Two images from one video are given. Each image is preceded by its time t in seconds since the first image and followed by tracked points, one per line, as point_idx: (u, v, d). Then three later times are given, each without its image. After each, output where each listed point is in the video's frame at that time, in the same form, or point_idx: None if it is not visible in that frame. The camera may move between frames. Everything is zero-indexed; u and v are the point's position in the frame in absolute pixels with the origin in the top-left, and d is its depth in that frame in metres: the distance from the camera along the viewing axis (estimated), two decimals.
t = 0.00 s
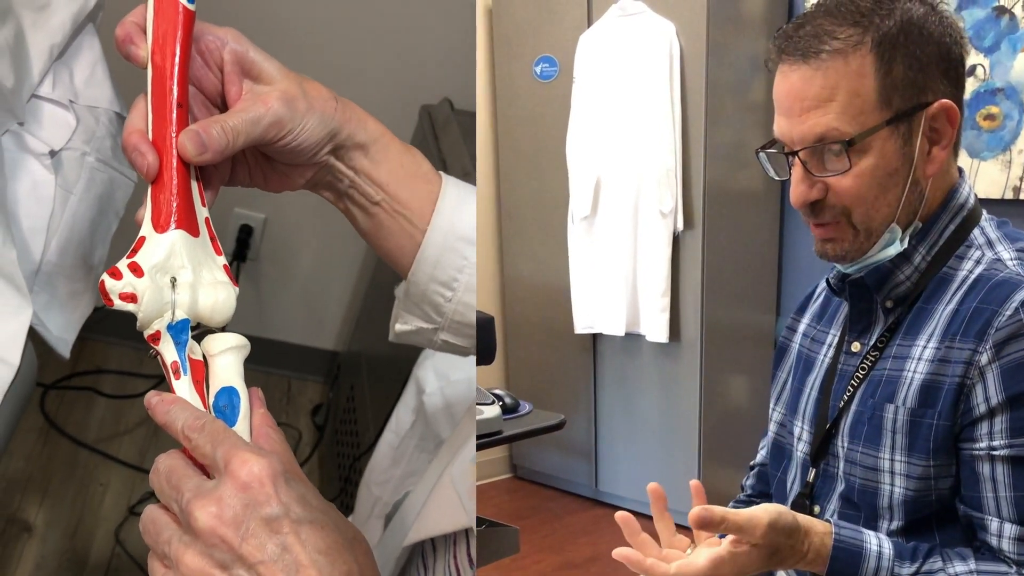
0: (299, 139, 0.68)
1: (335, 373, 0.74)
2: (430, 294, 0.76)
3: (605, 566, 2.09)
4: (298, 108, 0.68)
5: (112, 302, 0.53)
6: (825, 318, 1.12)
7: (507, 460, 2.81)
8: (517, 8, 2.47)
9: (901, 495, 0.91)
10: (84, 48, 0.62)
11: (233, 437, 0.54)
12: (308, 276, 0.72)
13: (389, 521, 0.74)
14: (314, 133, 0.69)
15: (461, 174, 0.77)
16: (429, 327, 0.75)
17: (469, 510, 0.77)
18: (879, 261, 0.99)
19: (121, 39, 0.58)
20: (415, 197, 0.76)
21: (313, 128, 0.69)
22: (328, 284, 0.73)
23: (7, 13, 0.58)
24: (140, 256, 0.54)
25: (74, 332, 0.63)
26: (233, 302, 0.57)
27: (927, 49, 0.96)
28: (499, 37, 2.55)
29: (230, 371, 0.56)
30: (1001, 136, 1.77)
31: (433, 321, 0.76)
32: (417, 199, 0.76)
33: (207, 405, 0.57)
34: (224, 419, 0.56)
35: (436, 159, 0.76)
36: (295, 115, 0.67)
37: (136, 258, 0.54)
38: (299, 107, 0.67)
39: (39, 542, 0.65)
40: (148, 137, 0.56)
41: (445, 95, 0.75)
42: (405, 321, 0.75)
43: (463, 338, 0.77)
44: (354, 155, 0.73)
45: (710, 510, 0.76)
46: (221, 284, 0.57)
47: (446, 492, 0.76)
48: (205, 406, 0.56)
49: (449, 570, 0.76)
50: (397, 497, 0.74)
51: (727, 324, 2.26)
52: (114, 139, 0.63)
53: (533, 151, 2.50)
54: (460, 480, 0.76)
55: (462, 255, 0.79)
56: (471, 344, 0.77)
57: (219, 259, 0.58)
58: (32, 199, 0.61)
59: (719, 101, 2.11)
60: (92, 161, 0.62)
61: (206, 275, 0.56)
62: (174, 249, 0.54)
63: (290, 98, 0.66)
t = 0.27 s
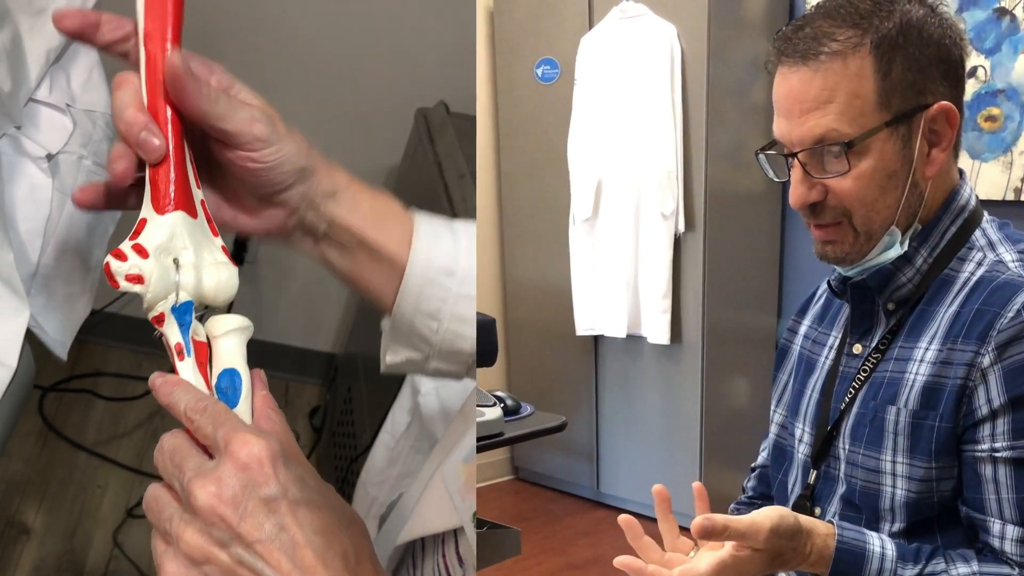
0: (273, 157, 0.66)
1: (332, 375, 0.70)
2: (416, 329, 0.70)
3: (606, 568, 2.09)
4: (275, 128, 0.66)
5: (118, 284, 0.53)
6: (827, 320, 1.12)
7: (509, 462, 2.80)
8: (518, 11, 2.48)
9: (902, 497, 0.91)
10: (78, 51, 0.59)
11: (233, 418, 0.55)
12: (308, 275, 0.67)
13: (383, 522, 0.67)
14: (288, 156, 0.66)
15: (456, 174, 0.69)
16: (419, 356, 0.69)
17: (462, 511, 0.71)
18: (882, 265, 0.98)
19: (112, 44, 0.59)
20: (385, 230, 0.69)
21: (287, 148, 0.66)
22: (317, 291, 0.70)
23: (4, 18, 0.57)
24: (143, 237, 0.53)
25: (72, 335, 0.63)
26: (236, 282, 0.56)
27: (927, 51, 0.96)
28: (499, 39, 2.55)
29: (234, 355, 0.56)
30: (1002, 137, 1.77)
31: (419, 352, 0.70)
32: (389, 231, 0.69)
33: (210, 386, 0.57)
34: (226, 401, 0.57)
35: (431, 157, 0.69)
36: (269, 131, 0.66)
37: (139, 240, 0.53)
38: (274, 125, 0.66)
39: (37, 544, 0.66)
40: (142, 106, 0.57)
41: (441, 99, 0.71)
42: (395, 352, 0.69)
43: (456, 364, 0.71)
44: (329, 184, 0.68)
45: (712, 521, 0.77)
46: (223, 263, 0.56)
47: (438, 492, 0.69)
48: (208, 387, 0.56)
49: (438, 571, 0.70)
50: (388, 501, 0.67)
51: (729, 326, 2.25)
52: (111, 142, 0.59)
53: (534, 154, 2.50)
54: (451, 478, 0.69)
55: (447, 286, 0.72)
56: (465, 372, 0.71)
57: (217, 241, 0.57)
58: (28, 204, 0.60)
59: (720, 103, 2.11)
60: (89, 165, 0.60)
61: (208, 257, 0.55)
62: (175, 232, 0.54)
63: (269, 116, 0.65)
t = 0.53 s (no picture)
0: (216, 178, 0.68)
1: (329, 378, 0.74)
2: (404, 376, 0.76)
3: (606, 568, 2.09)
4: (220, 146, 0.67)
5: (111, 289, 0.53)
6: (827, 321, 1.12)
7: (510, 463, 2.80)
8: (518, 12, 2.48)
9: (902, 499, 0.91)
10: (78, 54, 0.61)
11: (227, 414, 0.54)
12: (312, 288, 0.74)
13: (381, 525, 0.71)
14: (241, 190, 0.70)
15: (450, 179, 0.73)
16: (410, 401, 0.75)
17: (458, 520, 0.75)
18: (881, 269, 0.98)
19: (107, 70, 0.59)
20: (366, 291, 0.76)
21: (238, 179, 0.69)
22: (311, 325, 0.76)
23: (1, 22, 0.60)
24: (136, 245, 0.54)
25: (68, 339, 0.63)
26: (228, 286, 0.58)
27: (928, 52, 0.96)
28: (500, 41, 2.55)
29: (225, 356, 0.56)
30: (1002, 138, 1.77)
31: (411, 396, 0.75)
32: (368, 290, 0.76)
33: (203, 388, 0.57)
34: (220, 400, 0.57)
35: (425, 175, 0.73)
36: (217, 148, 0.66)
37: (131, 248, 0.54)
38: (219, 144, 0.66)
39: (34, 546, 0.67)
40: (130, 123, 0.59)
41: (436, 102, 0.74)
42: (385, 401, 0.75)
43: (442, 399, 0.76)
44: (295, 240, 0.74)
45: (693, 505, 0.76)
46: (214, 268, 0.57)
47: (436, 500, 0.73)
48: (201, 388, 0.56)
49: None
50: (386, 501, 0.72)
51: (729, 327, 2.26)
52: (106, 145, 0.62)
53: (535, 155, 2.50)
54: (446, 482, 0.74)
55: (425, 334, 0.78)
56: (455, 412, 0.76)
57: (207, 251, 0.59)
58: (24, 206, 0.61)
59: (721, 104, 2.11)
60: (84, 168, 0.62)
61: (199, 262, 0.57)
62: (167, 241, 0.56)
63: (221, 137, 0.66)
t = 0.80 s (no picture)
0: (206, 180, 0.64)
1: (326, 379, 0.75)
2: (397, 378, 0.78)
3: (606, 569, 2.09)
4: (210, 146, 0.63)
5: (101, 294, 0.52)
6: (827, 320, 1.12)
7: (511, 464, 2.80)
8: (517, 13, 2.48)
9: (901, 495, 0.91)
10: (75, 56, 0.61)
11: (218, 418, 0.54)
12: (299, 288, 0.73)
13: (376, 527, 0.74)
14: (231, 188, 0.66)
15: (448, 180, 0.76)
16: (403, 405, 0.78)
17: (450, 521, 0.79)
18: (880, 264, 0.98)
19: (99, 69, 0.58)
20: (359, 291, 0.76)
21: (228, 179, 0.65)
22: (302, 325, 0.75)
23: None
24: (126, 248, 0.54)
25: (63, 340, 0.63)
26: (219, 288, 0.57)
27: (937, 51, 0.96)
28: (500, 41, 2.55)
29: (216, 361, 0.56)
30: (1002, 138, 1.77)
31: (405, 400, 0.78)
32: (362, 291, 0.76)
33: (194, 390, 0.56)
34: (211, 404, 0.56)
35: (422, 175, 0.75)
36: (207, 148, 0.63)
37: (122, 251, 0.54)
38: (210, 144, 0.63)
39: (31, 549, 0.67)
40: (123, 125, 0.57)
41: (432, 104, 0.76)
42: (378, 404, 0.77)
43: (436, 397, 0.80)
44: (288, 242, 0.71)
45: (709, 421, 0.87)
46: (206, 270, 0.57)
47: (430, 502, 0.77)
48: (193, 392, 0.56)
49: None
50: (382, 502, 0.74)
51: (730, 327, 2.25)
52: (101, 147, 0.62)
53: (535, 156, 2.50)
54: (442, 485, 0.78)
55: (419, 336, 0.80)
56: (448, 416, 0.79)
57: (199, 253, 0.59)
58: (20, 208, 0.61)
59: (721, 105, 2.11)
60: (81, 169, 0.62)
61: (190, 265, 0.57)
62: (158, 242, 0.55)
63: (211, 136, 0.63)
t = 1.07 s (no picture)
0: (201, 177, 0.64)
1: (325, 381, 0.74)
2: (394, 383, 0.78)
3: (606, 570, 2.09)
4: (206, 144, 0.64)
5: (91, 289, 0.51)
6: (830, 320, 1.12)
7: (511, 464, 2.80)
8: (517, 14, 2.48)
9: (892, 495, 0.91)
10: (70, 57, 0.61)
11: (201, 426, 0.55)
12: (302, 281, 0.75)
13: (371, 531, 0.73)
14: (225, 187, 0.66)
15: (447, 181, 0.76)
16: (400, 410, 0.77)
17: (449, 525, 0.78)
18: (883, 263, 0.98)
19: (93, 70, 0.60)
20: (354, 294, 0.77)
21: (223, 176, 0.66)
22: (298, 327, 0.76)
23: None
24: (120, 244, 0.53)
25: (63, 340, 0.63)
26: (212, 287, 0.57)
27: (955, 49, 0.97)
28: (500, 42, 2.56)
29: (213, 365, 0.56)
30: (1002, 139, 1.77)
31: (401, 405, 0.77)
32: (357, 295, 0.77)
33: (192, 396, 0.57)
34: (211, 408, 0.57)
35: (422, 177, 0.75)
36: (203, 146, 0.64)
37: (115, 246, 0.53)
38: (204, 141, 0.64)
39: (29, 549, 0.67)
40: (117, 119, 0.59)
41: (432, 104, 0.77)
42: (376, 408, 0.76)
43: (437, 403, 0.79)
44: (283, 243, 0.72)
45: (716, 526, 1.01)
46: (200, 268, 0.56)
47: (426, 504, 0.76)
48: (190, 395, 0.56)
49: None
50: (380, 504, 0.73)
51: (730, 328, 2.25)
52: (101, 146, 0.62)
53: (535, 157, 2.50)
54: (437, 486, 0.76)
55: (416, 339, 0.81)
56: (444, 418, 0.79)
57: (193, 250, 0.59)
58: (19, 208, 0.61)
59: (721, 105, 2.11)
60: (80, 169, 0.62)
61: (184, 262, 0.56)
62: (152, 239, 0.55)
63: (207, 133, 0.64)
